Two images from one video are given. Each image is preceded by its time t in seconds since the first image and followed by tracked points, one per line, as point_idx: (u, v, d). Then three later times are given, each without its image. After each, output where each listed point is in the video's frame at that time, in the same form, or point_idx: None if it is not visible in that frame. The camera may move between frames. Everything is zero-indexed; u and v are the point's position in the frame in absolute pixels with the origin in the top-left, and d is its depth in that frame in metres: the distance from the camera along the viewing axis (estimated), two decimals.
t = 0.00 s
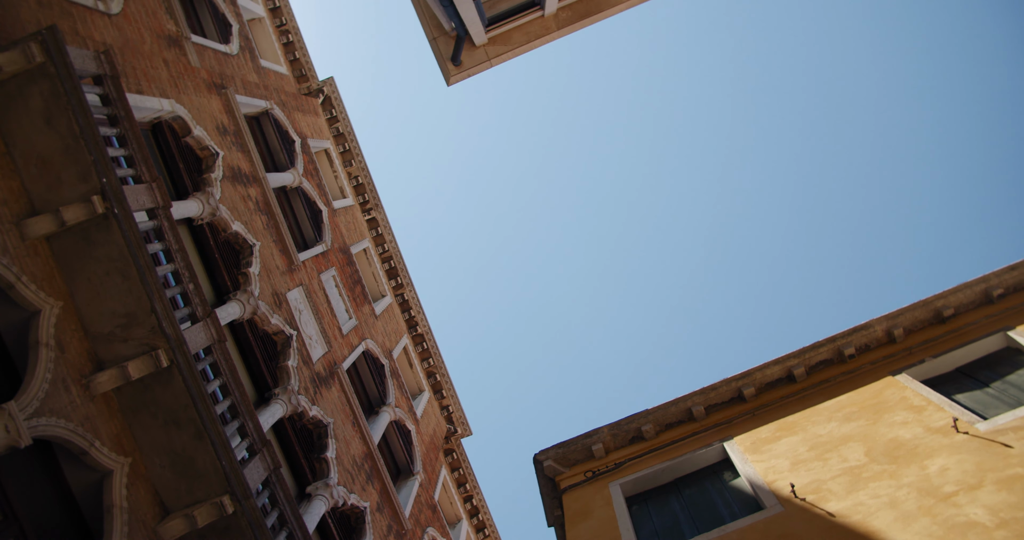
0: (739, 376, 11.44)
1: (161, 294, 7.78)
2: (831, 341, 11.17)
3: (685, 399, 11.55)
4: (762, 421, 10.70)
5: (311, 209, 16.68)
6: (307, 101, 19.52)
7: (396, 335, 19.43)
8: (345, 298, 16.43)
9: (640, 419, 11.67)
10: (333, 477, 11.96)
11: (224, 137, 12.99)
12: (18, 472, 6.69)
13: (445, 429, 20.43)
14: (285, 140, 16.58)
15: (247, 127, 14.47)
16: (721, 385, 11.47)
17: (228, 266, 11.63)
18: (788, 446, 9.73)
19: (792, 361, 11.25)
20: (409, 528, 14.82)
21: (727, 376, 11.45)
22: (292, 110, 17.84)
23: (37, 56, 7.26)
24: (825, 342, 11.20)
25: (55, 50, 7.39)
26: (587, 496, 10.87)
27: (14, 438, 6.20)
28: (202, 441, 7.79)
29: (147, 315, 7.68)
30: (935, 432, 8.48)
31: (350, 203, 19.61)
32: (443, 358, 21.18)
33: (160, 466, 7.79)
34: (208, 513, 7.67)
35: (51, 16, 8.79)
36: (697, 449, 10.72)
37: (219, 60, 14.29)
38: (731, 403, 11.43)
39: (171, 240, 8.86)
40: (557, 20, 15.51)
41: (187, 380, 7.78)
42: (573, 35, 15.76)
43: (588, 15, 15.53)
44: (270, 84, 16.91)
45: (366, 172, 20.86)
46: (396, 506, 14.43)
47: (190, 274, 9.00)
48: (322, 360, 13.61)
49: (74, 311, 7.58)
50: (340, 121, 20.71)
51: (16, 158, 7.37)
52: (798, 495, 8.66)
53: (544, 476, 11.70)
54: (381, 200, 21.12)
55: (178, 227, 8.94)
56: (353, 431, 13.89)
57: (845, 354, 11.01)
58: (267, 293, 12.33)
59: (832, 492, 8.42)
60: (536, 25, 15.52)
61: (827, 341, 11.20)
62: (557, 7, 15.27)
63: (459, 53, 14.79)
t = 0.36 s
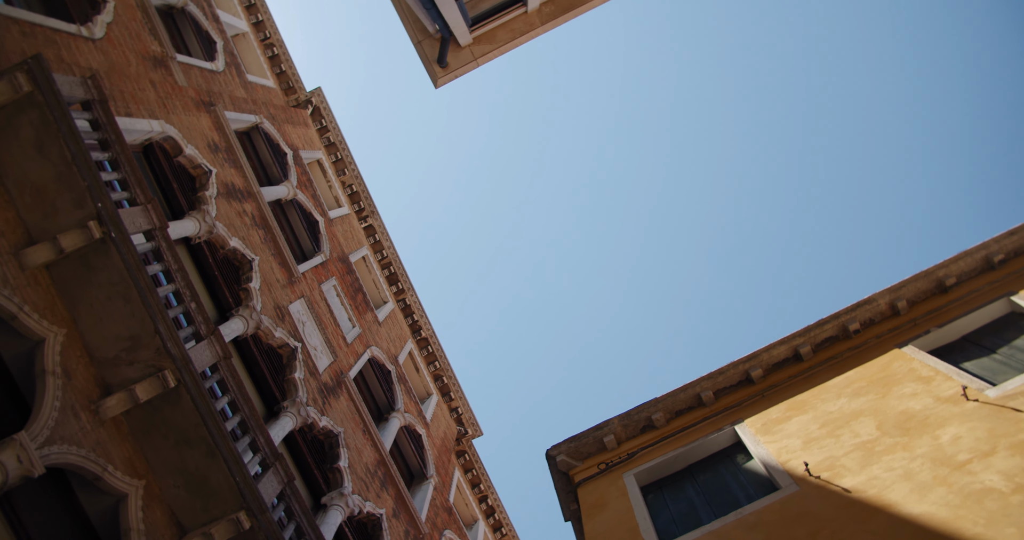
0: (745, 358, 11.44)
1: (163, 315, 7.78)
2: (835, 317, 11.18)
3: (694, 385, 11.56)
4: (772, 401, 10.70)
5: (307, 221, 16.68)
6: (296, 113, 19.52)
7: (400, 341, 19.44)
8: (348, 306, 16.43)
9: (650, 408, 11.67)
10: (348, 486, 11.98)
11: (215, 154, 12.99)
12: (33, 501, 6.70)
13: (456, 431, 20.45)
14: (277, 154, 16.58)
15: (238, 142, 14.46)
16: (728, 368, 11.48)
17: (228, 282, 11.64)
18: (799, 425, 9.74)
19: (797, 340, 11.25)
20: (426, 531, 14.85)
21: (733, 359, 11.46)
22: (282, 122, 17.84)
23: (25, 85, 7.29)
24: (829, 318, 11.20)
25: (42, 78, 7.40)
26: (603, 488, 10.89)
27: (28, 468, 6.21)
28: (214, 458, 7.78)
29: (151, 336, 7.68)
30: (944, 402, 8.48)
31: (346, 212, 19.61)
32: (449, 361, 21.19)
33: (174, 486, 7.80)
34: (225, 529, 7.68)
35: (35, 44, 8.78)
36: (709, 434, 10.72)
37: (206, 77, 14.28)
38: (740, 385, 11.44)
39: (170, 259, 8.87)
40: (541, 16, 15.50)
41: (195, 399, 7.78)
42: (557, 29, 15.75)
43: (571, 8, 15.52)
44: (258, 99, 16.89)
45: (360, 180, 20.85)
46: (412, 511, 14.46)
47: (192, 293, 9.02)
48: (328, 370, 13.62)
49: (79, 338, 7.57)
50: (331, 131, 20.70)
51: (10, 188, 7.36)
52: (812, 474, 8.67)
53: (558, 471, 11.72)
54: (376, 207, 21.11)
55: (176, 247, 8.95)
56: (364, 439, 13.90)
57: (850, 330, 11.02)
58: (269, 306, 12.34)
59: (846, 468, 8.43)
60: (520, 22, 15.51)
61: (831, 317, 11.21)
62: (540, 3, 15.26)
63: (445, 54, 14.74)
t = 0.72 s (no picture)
0: (752, 339, 11.45)
1: (168, 338, 7.76)
2: (839, 291, 11.18)
3: (702, 369, 11.56)
4: (781, 380, 10.71)
5: (305, 234, 16.69)
6: (285, 128, 19.51)
7: (406, 347, 19.46)
8: (351, 317, 16.44)
9: (660, 395, 11.68)
10: (364, 495, 11.99)
11: (208, 174, 12.98)
12: (53, 534, 6.71)
13: (467, 433, 20.46)
14: (269, 170, 16.57)
15: (229, 161, 14.45)
16: (736, 350, 11.49)
17: (230, 301, 11.64)
18: (810, 401, 9.74)
19: (802, 317, 11.25)
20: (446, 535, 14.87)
21: (740, 341, 11.46)
22: (272, 138, 17.83)
23: (12, 120, 7.30)
24: (833, 293, 11.20)
25: (30, 112, 7.40)
26: (619, 479, 10.91)
27: (45, 501, 6.21)
28: (230, 478, 7.76)
29: (157, 361, 7.67)
30: (954, 368, 8.49)
31: (342, 223, 19.60)
32: (456, 363, 21.18)
33: (192, 508, 7.80)
34: None
35: (20, 78, 8.77)
36: (721, 417, 10.73)
37: (193, 99, 14.28)
38: (748, 366, 11.44)
39: (170, 283, 8.89)
40: (522, 13, 15.51)
41: (206, 420, 7.75)
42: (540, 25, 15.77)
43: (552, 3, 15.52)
44: (245, 116, 16.88)
45: (354, 190, 20.85)
46: (430, 516, 14.48)
47: (195, 315, 9.04)
48: (336, 381, 13.62)
49: (86, 367, 7.58)
50: (321, 143, 20.70)
51: (6, 225, 7.37)
52: (827, 449, 8.68)
53: (573, 465, 11.74)
54: (372, 216, 21.10)
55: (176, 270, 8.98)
56: (378, 447, 13.92)
57: (854, 303, 11.03)
58: (273, 322, 12.35)
59: (861, 441, 8.44)
60: (502, 21, 15.51)
61: (835, 292, 11.22)
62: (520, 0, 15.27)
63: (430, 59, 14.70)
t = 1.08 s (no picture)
0: (759, 317, 11.45)
1: (177, 360, 7.72)
2: (842, 262, 11.17)
3: (712, 351, 11.57)
4: (792, 355, 10.71)
5: (305, 247, 16.71)
6: (277, 142, 19.52)
7: (415, 351, 19.49)
8: (358, 325, 16.46)
9: (671, 380, 11.69)
10: (385, 502, 12.02)
11: (204, 194, 12.98)
12: None
13: (483, 432, 20.49)
14: (264, 185, 16.58)
15: (224, 180, 14.46)
16: (744, 329, 11.48)
17: (236, 319, 11.66)
18: (822, 374, 9.73)
19: (808, 291, 11.25)
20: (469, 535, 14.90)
21: (747, 319, 11.46)
22: (264, 153, 17.84)
23: (5, 155, 7.25)
24: (836, 265, 11.19)
25: (22, 146, 7.34)
26: (637, 466, 10.93)
27: (68, 531, 6.24)
28: (250, 495, 7.73)
29: (168, 384, 7.63)
30: (963, 330, 8.47)
31: (341, 233, 19.62)
32: (466, 364, 21.20)
33: (215, 527, 7.83)
34: None
35: (9, 113, 8.78)
36: (734, 397, 10.73)
37: (183, 120, 14.29)
38: (758, 344, 11.44)
39: (175, 305, 8.91)
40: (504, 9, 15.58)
41: (222, 438, 7.71)
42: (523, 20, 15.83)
43: None
44: (236, 133, 16.89)
45: (350, 199, 20.86)
46: (451, 517, 14.52)
47: (203, 335, 9.06)
48: (348, 391, 13.65)
49: (98, 396, 7.61)
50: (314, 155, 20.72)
51: (8, 260, 7.39)
52: (843, 421, 8.68)
53: (590, 456, 11.77)
54: (370, 223, 21.11)
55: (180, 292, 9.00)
56: (394, 453, 13.96)
57: (858, 273, 11.01)
58: (280, 337, 12.38)
59: (876, 410, 8.43)
60: (486, 18, 15.54)
61: (838, 264, 11.20)
62: None
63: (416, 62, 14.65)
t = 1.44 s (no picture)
0: (768, 295, 11.41)
1: (192, 385, 7.74)
2: (847, 233, 11.11)
3: (723, 332, 11.54)
4: (804, 331, 10.66)
5: (309, 262, 16.75)
6: (273, 160, 19.58)
7: (427, 357, 19.51)
8: (368, 336, 16.49)
9: (686, 365, 11.67)
10: (410, 510, 12.04)
11: (204, 218, 13.02)
12: None
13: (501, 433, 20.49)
14: (264, 204, 16.62)
15: (223, 202, 14.50)
16: (754, 308, 11.45)
17: (247, 340, 11.69)
18: (836, 347, 9.68)
19: (815, 265, 11.20)
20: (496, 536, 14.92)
21: (756, 299, 11.43)
22: (261, 173, 17.89)
23: (5, 196, 7.25)
24: (842, 236, 11.14)
25: (21, 185, 7.36)
26: (658, 454, 10.91)
27: None
28: (275, 514, 7.75)
29: (185, 409, 7.64)
30: (973, 292, 8.41)
31: (344, 245, 19.66)
32: (479, 366, 21.22)
33: None
34: None
35: (5, 153, 8.82)
36: (749, 377, 10.69)
37: (178, 146, 14.34)
38: (769, 322, 11.40)
39: (185, 330, 8.96)
40: (487, 9, 15.72)
41: (242, 459, 7.72)
42: (507, 18, 15.97)
43: None
44: (231, 155, 16.93)
45: (350, 211, 20.90)
46: (477, 520, 14.53)
47: (215, 359, 9.11)
48: (364, 402, 13.68)
49: (116, 427, 7.64)
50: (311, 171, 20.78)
51: (16, 299, 7.43)
52: (860, 392, 8.65)
53: (610, 448, 11.76)
54: (372, 233, 21.15)
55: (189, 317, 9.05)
56: (415, 460, 13.98)
57: (864, 244, 10.97)
58: (292, 354, 12.41)
59: (893, 379, 8.39)
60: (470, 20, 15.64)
61: (843, 235, 11.15)
62: None
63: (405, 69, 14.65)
